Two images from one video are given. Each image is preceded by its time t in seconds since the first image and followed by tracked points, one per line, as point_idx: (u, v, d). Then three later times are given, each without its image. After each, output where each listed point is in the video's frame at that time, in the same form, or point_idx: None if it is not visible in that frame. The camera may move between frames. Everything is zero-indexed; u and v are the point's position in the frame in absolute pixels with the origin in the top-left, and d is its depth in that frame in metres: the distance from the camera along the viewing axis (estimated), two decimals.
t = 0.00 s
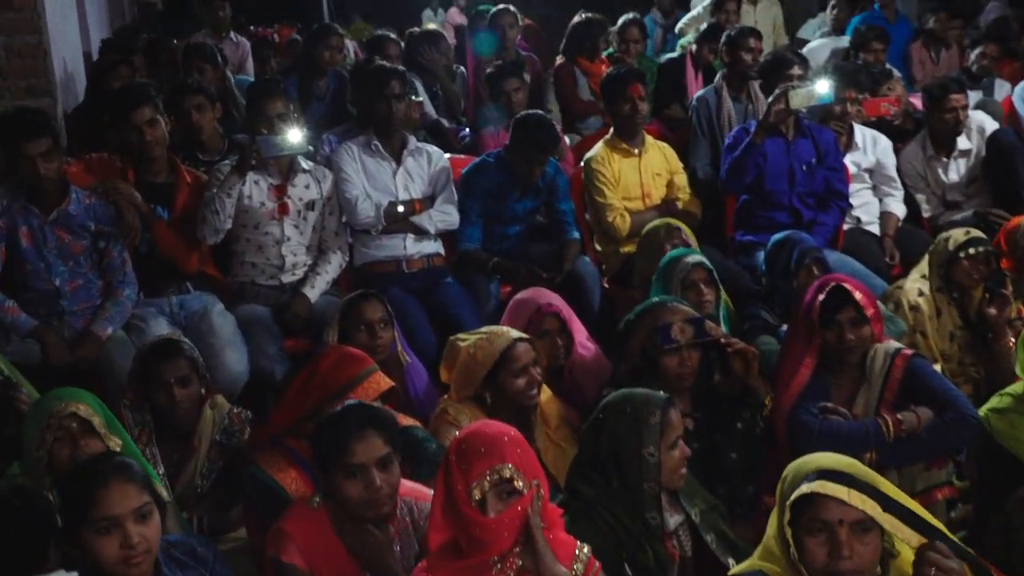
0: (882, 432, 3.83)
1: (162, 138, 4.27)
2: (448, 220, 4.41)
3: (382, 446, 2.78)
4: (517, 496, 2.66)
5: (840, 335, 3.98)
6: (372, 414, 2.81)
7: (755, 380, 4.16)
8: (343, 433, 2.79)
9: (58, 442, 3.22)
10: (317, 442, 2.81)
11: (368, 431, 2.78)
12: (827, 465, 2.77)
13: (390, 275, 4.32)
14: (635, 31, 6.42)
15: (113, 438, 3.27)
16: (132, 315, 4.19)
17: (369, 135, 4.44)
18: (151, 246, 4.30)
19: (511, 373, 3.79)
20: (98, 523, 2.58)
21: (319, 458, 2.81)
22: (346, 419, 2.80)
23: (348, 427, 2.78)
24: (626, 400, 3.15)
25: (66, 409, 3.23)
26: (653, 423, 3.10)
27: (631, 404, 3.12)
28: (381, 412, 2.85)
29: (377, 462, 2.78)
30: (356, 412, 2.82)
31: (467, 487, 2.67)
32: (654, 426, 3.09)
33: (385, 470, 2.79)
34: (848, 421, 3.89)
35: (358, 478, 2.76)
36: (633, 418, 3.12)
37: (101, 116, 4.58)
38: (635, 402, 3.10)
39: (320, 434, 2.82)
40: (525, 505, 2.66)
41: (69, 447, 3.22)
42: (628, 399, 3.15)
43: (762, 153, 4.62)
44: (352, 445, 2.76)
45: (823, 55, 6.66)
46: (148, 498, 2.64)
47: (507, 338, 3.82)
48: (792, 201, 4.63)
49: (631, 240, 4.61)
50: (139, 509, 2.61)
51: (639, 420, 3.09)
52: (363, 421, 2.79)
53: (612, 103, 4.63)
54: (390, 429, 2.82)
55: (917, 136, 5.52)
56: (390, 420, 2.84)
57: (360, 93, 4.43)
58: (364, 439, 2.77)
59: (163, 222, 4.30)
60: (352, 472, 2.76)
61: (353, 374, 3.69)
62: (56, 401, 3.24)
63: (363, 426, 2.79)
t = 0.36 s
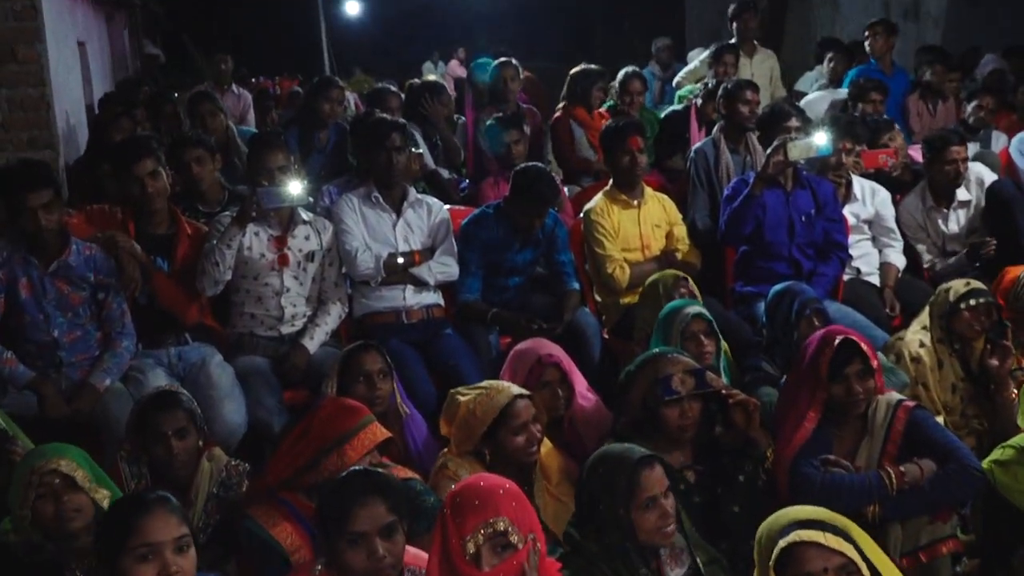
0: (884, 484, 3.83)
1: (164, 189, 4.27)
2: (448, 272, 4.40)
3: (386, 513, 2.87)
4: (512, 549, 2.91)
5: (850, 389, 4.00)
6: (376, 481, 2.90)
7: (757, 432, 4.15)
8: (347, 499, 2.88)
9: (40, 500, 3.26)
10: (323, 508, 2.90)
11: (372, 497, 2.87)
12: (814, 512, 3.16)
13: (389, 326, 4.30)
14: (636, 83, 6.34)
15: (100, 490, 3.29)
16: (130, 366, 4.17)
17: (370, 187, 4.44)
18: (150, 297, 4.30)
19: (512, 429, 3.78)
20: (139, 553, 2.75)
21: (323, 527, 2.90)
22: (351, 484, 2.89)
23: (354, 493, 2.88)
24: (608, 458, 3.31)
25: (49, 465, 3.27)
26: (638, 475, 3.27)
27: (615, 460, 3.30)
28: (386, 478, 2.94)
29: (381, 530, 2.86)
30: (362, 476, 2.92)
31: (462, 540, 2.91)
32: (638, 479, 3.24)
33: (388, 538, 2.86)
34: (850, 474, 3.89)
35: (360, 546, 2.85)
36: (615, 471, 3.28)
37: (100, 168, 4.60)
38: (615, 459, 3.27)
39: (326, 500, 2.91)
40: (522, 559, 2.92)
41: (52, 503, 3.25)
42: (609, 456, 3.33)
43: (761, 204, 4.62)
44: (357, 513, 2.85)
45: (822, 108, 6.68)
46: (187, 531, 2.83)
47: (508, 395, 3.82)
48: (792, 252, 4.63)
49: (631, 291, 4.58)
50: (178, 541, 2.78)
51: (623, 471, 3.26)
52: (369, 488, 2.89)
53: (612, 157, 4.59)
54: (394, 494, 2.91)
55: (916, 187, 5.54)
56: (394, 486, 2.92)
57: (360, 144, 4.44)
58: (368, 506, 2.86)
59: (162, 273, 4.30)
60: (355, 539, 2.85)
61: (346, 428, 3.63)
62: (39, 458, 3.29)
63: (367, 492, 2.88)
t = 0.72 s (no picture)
0: (906, 522, 3.76)
1: (165, 218, 4.17)
2: (455, 302, 4.29)
3: (379, 542, 2.83)
4: None
5: (869, 424, 3.89)
6: (370, 510, 2.88)
7: (774, 468, 3.99)
8: (340, 528, 2.86)
9: (7, 548, 3.14)
10: (316, 537, 2.87)
11: (364, 525, 2.84)
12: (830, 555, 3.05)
13: (394, 357, 4.20)
14: (644, 108, 6.23)
15: (69, 533, 3.23)
16: (128, 398, 4.06)
17: (375, 215, 4.34)
18: (149, 327, 4.20)
19: (520, 469, 3.68)
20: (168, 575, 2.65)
21: (316, 559, 2.86)
22: (343, 513, 2.87)
23: (347, 522, 2.85)
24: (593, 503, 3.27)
25: (14, 513, 3.17)
26: (626, 517, 3.20)
27: (601, 504, 3.25)
28: (379, 507, 2.91)
29: (375, 559, 2.82)
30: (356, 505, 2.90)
31: None
32: (624, 523, 3.18)
33: (382, 569, 2.82)
34: (871, 512, 3.79)
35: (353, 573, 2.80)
36: (603, 514, 3.24)
37: (100, 196, 4.53)
38: (597, 503, 3.23)
39: (320, 529, 2.88)
40: None
41: (21, 550, 3.15)
42: (601, 496, 3.30)
43: (777, 233, 4.48)
44: (349, 541, 2.82)
45: (839, 134, 6.59)
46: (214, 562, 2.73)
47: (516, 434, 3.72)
48: (809, 283, 4.51)
49: (643, 322, 4.44)
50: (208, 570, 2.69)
51: (609, 513, 3.21)
52: (363, 515, 2.87)
53: (622, 185, 4.46)
54: (387, 524, 2.88)
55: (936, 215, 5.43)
56: (389, 515, 2.90)
57: (366, 171, 4.34)
58: (361, 534, 2.83)
59: (163, 303, 4.20)
60: (348, 567, 2.80)
61: (346, 461, 3.56)
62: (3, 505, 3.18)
63: (360, 520, 2.86)
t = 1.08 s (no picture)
0: (967, 561, 3.44)
1: (167, 229, 3.89)
2: (474, 319, 4.01)
3: None
4: None
5: (924, 454, 3.60)
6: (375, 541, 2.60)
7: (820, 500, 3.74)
8: (342, 562, 2.57)
9: None
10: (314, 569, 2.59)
11: (366, 557, 2.56)
12: None
13: (410, 378, 3.92)
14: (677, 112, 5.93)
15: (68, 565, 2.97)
16: (126, 420, 3.80)
17: (390, 225, 4.06)
18: (149, 344, 3.94)
19: (542, 500, 3.41)
20: None
21: None
22: (345, 544, 2.59)
23: (350, 554, 2.57)
24: (610, 537, 3.06)
25: (12, 541, 2.90)
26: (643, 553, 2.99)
27: (618, 539, 3.03)
28: (383, 538, 2.62)
29: None
30: (357, 536, 2.62)
31: None
32: (642, 559, 2.97)
33: None
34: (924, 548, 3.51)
35: None
36: (620, 550, 3.03)
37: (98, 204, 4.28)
38: (614, 536, 3.02)
39: (318, 560, 2.60)
40: None
41: None
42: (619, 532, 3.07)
43: (823, 245, 4.18)
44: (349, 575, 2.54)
45: (890, 139, 6.26)
46: None
47: (541, 461, 3.46)
48: (857, 299, 4.21)
49: (675, 342, 4.13)
50: None
51: (625, 549, 2.99)
52: (368, 545, 2.59)
53: (654, 194, 4.16)
54: (394, 557, 2.60)
55: (994, 227, 5.04)
56: (393, 545, 2.62)
57: (380, 179, 4.06)
58: (361, 567, 2.55)
59: (163, 319, 3.94)
60: None
61: (351, 490, 3.29)
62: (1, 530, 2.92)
63: (364, 552, 2.58)
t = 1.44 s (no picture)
0: None
1: (188, 214, 3.65)
2: (515, 312, 3.74)
3: None
4: None
5: (1005, 463, 3.35)
6: (393, 553, 2.51)
7: (888, 510, 3.47)
8: None
9: None
10: None
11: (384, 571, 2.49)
12: None
13: (445, 374, 3.67)
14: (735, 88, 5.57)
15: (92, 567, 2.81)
16: (144, 416, 3.58)
17: (424, 211, 3.81)
18: (169, 336, 3.71)
19: (586, 503, 3.12)
20: None
21: None
22: (364, 556, 2.51)
23: (367, 567, 2.49)
24: (661, 545, 2.81)
25: (35, 540, 2.77)
26: (696, 565, 2.74)
27: (669, 547, 2.79)
28: (402, 550, 2.54)
29: None
30: (375, 547, 2.54)
31: None
32: (694, 569, 2.71)
33: None
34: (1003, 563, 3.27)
35: None
36: (671, 561, 2.77)
37: (115, 187, 4.06)
38: (663, 546, 2.77)
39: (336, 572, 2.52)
40: None
41: None
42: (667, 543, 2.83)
43: (894, 235, 3.87)
44: None
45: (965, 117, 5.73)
46: None
47: (585, 461, 3.18)
48: (931, 294, 3.91)
49: (729, 338, 3.85)
50: None
51: (675, 561, 2.74)
52: (387, 558, 2.51)
53: (710, 178, 3.86)
54: (413, 570, 2.50)
55: None
56: (412, 558, 2.52)
57: (413, 162, 3.80)
58: None
59: (184, 309, 3.71)
60: None
61: (367, 466, 3.15)
62: (24, 529, 2.78)
63: (383, 565, 2.50)
